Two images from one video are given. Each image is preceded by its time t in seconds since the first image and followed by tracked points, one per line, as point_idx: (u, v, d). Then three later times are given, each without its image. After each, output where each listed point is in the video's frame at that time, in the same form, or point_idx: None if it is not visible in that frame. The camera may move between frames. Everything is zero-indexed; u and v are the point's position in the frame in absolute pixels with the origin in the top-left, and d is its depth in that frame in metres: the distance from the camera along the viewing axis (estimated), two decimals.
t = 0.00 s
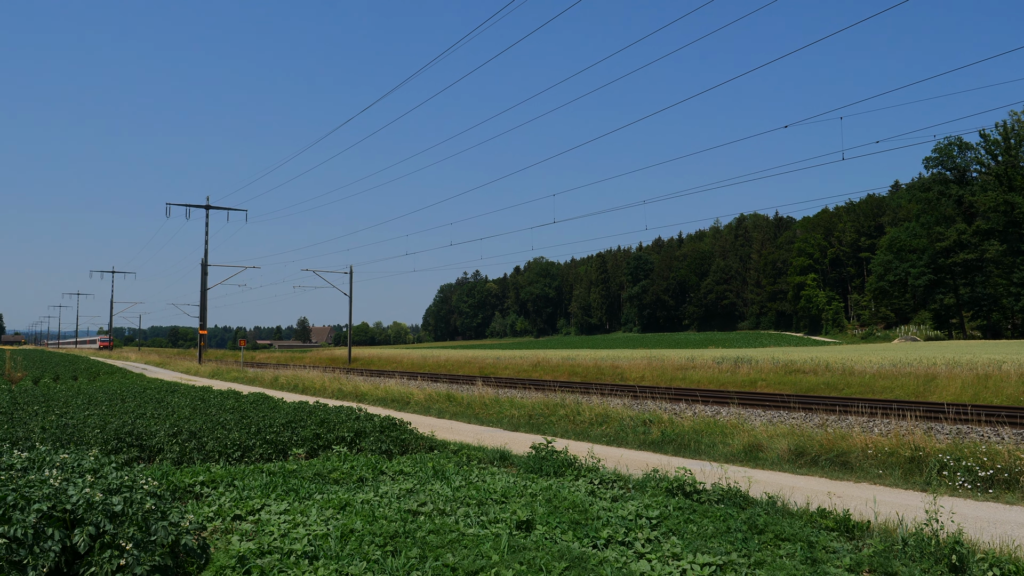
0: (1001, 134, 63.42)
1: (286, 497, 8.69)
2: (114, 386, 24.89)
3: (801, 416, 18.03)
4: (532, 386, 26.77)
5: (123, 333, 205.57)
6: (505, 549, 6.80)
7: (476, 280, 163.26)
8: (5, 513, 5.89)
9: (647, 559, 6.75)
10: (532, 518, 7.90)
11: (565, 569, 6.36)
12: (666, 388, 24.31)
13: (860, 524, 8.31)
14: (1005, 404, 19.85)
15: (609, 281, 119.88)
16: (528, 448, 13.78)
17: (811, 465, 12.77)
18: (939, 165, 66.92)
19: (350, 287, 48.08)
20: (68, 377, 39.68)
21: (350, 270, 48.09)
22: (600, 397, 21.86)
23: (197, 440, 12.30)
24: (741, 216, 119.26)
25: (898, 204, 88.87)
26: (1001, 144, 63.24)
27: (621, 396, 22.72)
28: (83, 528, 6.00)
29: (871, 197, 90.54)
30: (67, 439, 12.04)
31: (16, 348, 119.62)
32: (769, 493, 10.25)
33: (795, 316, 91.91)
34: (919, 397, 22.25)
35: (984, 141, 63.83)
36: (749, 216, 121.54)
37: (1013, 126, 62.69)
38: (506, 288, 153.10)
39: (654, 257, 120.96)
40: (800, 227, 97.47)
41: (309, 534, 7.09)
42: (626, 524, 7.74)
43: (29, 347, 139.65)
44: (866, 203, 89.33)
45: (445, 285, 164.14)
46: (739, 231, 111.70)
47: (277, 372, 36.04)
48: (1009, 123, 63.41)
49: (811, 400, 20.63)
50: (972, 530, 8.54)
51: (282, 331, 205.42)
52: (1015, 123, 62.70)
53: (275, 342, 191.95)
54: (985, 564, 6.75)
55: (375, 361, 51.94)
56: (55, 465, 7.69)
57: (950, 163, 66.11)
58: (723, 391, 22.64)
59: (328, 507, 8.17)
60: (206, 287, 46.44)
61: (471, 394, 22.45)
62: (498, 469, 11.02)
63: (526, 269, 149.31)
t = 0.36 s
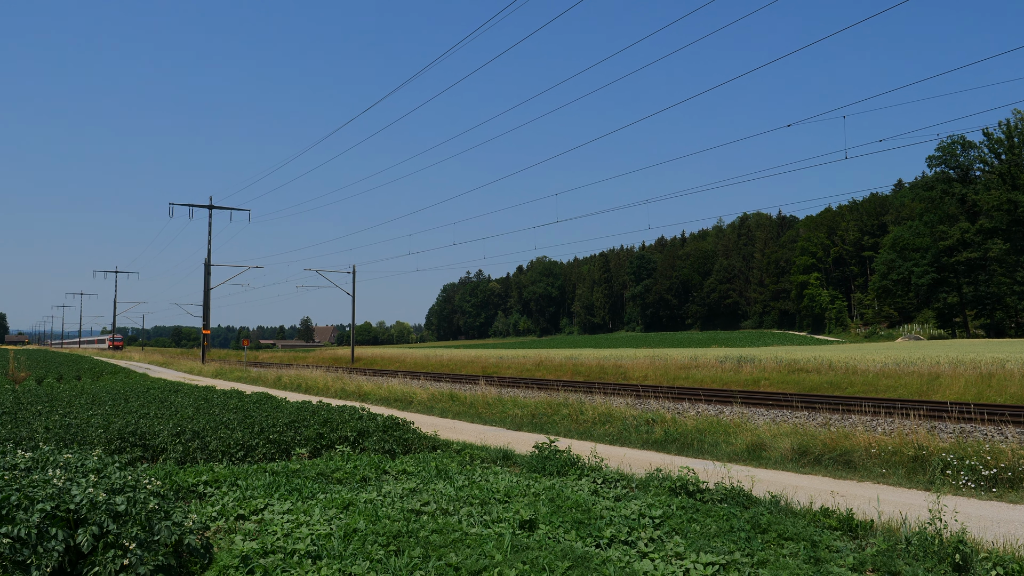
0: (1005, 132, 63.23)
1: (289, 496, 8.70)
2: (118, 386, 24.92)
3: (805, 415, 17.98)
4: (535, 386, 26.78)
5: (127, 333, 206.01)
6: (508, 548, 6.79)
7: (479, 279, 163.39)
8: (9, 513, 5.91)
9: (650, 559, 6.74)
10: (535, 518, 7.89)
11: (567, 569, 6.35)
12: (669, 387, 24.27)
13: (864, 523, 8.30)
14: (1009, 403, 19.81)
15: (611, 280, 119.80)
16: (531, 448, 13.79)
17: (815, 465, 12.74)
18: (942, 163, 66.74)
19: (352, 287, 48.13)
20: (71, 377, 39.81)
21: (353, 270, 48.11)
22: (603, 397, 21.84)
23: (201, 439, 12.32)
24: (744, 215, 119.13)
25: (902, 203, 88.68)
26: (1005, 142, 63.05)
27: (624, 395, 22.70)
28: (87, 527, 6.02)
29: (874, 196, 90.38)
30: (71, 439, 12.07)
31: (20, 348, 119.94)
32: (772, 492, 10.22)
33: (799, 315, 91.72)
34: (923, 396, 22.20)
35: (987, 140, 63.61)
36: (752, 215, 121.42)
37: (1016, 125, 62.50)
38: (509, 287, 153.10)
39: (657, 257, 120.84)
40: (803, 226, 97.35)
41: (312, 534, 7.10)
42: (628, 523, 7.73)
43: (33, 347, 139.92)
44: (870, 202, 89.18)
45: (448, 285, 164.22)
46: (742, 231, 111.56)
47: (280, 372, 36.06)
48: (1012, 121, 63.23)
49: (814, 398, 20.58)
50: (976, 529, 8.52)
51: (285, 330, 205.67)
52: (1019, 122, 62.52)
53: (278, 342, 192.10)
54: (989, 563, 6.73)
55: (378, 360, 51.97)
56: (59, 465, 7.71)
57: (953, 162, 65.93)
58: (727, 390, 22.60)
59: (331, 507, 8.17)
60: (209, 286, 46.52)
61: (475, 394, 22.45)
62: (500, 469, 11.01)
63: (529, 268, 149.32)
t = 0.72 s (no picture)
0: (1004, 132, 63.29)
1: (289, 497, 8.71)
2: (118, 388, 24.87)
3: (805, 415, 17.96)
4: (535, 386, 26.78)
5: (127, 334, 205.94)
6: (508, 548, 6.81)
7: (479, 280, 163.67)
8: (10, 514, 5.91)
9: (651, 558, 6.75)
10: (536, 518, 7.90)
11: (569, 569, 6.35)
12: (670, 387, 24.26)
13: (864, 523, 8.30)
14: (1009, 403, 19.82)
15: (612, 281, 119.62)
16: (532, 448, 13.80)
17: (814, 464, 12.74)
18: (942, 163, 66.70)
19: (353, 288, 48.14)
20: (71, 378, 39.79)
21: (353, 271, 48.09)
22: (603, 397, 21.83)
23: (201, 440, 12.32)
24: (744, 215, 119.14)
25: (902, 202, 88.68)
26: (1005, 142, 63.07)
27: (624, 396, 22.69)
28: (88, 528, 6.02)
29: (874, 196, 90.39)
30: (71, 440, 12.07)
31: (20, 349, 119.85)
32: (772, 492, 10.22)
33: (799, 315, 91.70)
34: (923, 396, 22.20)
35: (987, 140, 63.68)
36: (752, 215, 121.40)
37: (1016, 125, 62.53)
38: (509, 288, 153.07)
39: (657, 257, 120.85)
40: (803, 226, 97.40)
41: (313, 535, 7.09)
42: (628, 523, 7.74)
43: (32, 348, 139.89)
44: (870, 202, 89.22)
45: (448, 286, 164.27)
46: (742, 230, 111.79)
47: (279, 373, 36.11)
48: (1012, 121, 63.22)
49: (815, 398, 20.53)
50: (976, 528, 8.54)
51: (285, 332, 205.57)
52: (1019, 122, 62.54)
53: (279, 343, 192.22)
54: (989, 562, 6.73)
55: (378, 361, 52.00)
56: (59, 466, 7.71)
57: (953, 162, 65.92)
58: (727, 390, 22.58)
59: (332, 508, 8.17)
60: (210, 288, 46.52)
61: (475, 394, 22.45)
62: (501, 469, 11.02)
63: (529, 269, 149.39)
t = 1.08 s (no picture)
0: (1003, 129, 63.27)
1: (288, 495, 8.71)
2: (117, 386, 24.85)
3: (804, 412, 17.96)
4: (534, 384, 26.77)
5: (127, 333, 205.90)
6: (507, 546, 6.80)
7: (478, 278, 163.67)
8: (8, 513, 5.89)
9: (650, 557, 6.74)
10: (535, 516, 7.90)
11: (568, 567, 6.35)
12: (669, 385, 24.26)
13: (863, 520, 8.30)
14: (1007, 400, 19.83)
15: (611, 278, 119.41)
16: (531, 446, 13.81)
17: (814, 462, 12.75)
18: (941, 160, 66.57)
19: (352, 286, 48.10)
20: (70, 377, 39.78)
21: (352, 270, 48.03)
22: (602, 395, 21.84)
23: (200, 439, 12.31)
24: (743, 213, 119.08)
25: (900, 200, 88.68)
26: (1003, 139, 63.02)
27: (623, 393, 22.68)
28: (86, 527, 6.01)
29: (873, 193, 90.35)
30: (70, 439, 12.05)
31: (20, 348, 119.96)
32: (772, 489, 10.23)
33: (798, 312, 91.75)
34: (922, 393, 22.23)
35: (986, 137, 63.68)
36: (751, 212, 121.33)
37: (1015, 122, 62.51)
38: (508, 286, 152.96)
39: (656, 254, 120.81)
40: (802, 223, 97.43)
41: (312, 533, 7.09)
42: (628, 521, 7.74)
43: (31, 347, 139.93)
44: (868, 200, 89.24)
45: (447, 284, 164.21)
46: (741, 228, 111.77)
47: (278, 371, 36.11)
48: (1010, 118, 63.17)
49: (814, 396, 20.51)
50: (975, 525, 8.56)
51: (284, 330, 205.54)
52: (1017, 119, 62.53)
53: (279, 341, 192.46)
54: (988, 558, 6.74)
55: (378, 359, 52.00)
56: (58, 465, 7.69)
57: (952, 159, 65.92)
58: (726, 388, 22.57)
59: (331, 506, 8.17)
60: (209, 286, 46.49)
61: (474, 392, 22.44)
62: (501, 467, 11.02)
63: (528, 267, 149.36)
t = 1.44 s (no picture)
0: (1000, 130, 63.43)
1: (285, 494, 8.72)
2: (113, 385, 24.81)
3: (801, 412, 18.00)
4: (532, 383, 26.76)
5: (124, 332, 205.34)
6: (504, 545, 6.81)
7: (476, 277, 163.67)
8: (4, 511, 5.87)
9: (647, 556, 6.75)
10: (532, 515, 7.91)
11: (565, 566, 6.35)
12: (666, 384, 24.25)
13: (859, 520, 8.32)
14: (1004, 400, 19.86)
15: (608, 278, 119.12)
16: (529, 445, 13.81)
17: (810, 461, 12.76)
18: (938, 161, 66.82)
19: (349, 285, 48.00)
20: (66, 375, 39.66)
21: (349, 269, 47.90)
22: (600, 394, 21.85)
23: (197, 438, 12.30)
24: (741, 213, 119.14)
25: (898, 200, 88.81)
26: (1001, 140, 63.18)
27: (620, 393, 22.68)
28: (83, 526, 6.01)
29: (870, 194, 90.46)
30: (67, 437, 12.04)
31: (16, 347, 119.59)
32: (769, 489, 10.25)
33: (796, 313, 91.85)
34: (919, 393, 22.28)
35: (983, 138, 63.85)
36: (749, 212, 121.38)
37: (1012, 122, 62.67)
38: (506, 285, 152.80)
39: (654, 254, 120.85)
40: (800, 223, 97.54)
41: (309, 532, 7.09)
42: (625, 520, 7.75)
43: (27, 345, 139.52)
44: (866, 200, 89.22)
45: (445, 283, 164.15)
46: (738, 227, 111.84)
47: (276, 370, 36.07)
48: (1008, 119, 63.30)
49: (812, 396, 20.54)
50: (971, 525, 8.58)
51: (282, 330, 205.19)
52: (1014, 120, 62.69)
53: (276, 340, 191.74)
54: (984, 559, 6.77)
55: (376, 358, 51.94)
56: (54, 463, 7.69)
57: (949, 160, 66.07)
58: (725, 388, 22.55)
59: (329, 505, 8.18)
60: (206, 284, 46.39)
61: (472, 392, 22.41)
62: (498, 466, 11.02)
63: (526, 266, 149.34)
